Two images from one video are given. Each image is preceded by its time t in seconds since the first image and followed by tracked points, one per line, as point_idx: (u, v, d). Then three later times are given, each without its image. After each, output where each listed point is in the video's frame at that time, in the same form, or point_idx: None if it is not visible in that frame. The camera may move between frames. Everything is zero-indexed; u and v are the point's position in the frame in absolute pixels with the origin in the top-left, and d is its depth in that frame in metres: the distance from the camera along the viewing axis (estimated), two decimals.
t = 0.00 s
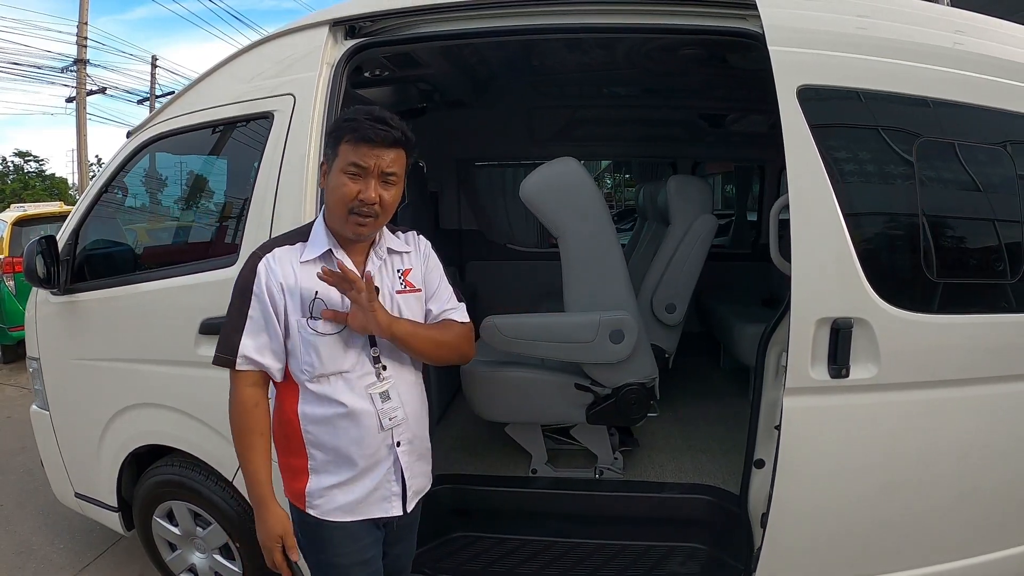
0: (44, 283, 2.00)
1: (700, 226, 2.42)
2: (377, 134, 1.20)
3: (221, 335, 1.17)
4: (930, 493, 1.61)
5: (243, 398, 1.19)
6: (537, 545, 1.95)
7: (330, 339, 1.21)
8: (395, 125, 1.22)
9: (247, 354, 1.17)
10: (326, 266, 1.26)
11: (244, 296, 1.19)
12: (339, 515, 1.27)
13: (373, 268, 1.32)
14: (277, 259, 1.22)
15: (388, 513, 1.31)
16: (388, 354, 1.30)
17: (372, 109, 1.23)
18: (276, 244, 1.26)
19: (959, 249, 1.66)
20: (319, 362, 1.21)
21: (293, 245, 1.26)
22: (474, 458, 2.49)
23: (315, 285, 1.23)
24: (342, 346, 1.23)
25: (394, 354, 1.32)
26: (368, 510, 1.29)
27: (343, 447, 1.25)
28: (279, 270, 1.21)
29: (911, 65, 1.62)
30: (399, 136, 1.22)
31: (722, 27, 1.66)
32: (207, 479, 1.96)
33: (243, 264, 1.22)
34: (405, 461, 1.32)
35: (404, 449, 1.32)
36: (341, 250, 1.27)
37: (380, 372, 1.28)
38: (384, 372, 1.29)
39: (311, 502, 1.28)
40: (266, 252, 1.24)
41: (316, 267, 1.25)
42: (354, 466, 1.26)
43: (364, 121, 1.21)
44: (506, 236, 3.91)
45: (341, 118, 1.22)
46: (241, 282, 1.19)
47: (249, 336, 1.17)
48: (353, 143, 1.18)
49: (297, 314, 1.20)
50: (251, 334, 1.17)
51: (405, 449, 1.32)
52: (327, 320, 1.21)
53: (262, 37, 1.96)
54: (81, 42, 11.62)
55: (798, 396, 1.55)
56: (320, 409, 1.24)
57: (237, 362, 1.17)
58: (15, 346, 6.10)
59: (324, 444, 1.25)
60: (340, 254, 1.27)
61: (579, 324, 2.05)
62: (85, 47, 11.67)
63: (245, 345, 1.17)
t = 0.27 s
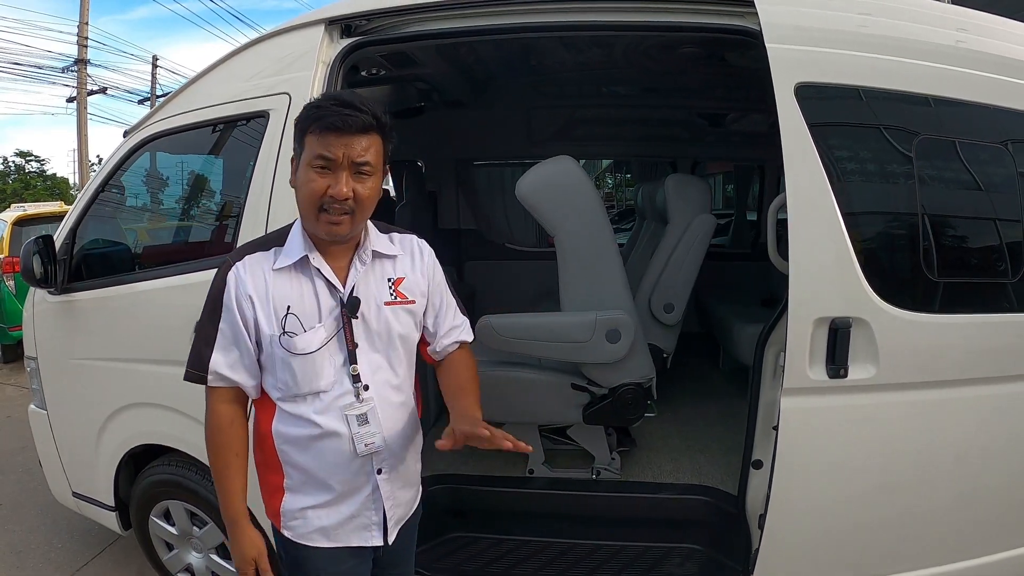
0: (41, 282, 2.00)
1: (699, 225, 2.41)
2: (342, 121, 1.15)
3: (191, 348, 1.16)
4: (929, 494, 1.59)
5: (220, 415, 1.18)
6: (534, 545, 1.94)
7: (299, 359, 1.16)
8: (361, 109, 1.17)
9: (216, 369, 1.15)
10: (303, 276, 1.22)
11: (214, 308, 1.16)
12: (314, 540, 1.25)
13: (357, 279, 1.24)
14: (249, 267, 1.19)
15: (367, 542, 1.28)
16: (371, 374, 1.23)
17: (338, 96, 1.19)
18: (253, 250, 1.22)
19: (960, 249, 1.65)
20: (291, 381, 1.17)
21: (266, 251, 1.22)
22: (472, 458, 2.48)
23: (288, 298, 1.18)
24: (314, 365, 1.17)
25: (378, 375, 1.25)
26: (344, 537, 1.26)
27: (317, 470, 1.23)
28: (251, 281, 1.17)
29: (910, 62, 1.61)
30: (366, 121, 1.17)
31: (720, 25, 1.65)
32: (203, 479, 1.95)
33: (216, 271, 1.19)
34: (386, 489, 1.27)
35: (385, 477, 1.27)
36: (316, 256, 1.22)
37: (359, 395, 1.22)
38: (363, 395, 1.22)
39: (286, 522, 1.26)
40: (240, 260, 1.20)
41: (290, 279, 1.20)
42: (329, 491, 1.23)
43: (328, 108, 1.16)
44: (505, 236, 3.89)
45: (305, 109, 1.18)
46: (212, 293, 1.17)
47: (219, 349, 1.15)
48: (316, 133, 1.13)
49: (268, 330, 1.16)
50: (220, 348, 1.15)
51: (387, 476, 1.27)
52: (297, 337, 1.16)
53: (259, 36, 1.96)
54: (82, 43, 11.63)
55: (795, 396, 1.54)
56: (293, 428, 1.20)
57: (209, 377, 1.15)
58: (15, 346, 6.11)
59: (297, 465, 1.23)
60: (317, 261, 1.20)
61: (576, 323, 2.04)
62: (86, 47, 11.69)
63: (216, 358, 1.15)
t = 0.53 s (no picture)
0: (37, 282, 2.01)
1: (698, 223, 2.39)
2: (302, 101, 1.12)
3: (144, 376, 1.08)
4: (928, 496, 1.58)
5: (164, 447, 1.10)
6: (530, 547, 1.93)
7: (265, 381, 1.08)
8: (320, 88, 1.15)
9: (173, 396, 1.07)
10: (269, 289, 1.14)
11: (169, 330, 1.08)
12: None
13: (328, 289, 1.18)
14: (206, 281, 1.11)
15: None
16: (346, 394, 1.15)
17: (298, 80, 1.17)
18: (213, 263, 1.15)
19: (961, 247, 1.63)
20: (257, 407, 1.09)
21: (225, 263, 1.14)
22: (469, 459, 2.47)
23: (251, 315, 1.10)
24: (282, 387, 1.09)
25: (354, 394, 1.16)
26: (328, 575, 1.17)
27: (291, 504, 1.14)
28: (210, 299, 1.09)
29: (907, 58, 1.60)
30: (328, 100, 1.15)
31: (717, 21, 1.64)
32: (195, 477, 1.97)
33: (170, 290, 1.11)
34: (369, 521, 1.18)
35: (368, 507, 1.18)
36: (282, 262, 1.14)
37: (333, 418, 1.14)
38: (337, 418, 1.14)
39: (265, 561, 1.19)
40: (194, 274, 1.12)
41: (254, 295, 1.12)
42: (307, 525, 1.15)
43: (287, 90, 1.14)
44: (502, 235, 3.87)
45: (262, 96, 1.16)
46: (166, 315, 1.09)
47: (175, 374, 1.07)
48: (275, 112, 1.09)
49: (229, 351, 1.08)
50: (177, 374, 1.07)
51: (369, 506, 1.19)
52: (261, 356, 1.08)
53: (254, 35, 1.95)
54: (82, 43, 11.64)
55: (791, 396, 1.52)
56: (263, 459, 1.13)
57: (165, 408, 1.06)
58: (15, 346, 6.11)
59: (269, 499, 1.14)
60: (283, 270, 1.13)
61: (571, 323, 2.03)
62: (86, 47, 11.71)
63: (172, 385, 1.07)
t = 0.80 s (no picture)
0: (34, 282, 2.03)
1: (695, 222, 2.39)
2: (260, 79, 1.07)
3: (111, 374, 1.05)
4: (926, 497, 1.57)
5: (134, 447, 1.06)
6: (525, 547, 1.92)
7: (231, 374, 1.03)
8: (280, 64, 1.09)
9: (136, 396, 1.03)
10: (236, 280, 1.10)
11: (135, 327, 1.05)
12: None
13: (298, 277, 1.12)
14: (171, 273, 1.07)
15: None
16: (320, 389, 1.11)
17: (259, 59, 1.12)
18: (179, 254, 1.11)
19: (962, 247, 1.62)
20: (225, 403, 1.05)
21: (191, 255, 1.11)
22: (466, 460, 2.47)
23: (217, 307, 1.06)
24: (250, 382, 1.04)
25: (327, 389, 1.12)
26: None
27: (270, 505, 1.12)
28: (174, 291, 1.05)
29: (905, 56, 1.59)
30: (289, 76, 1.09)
31: (711, 19, 1.63)
32: (192, 476, 1.97)
33: (136, 285, 1.08)
34: (351, 522, 1.15)
35: (349, 510, 1.15)
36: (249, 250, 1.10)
37: (304, 415, 1.10)
38: (308, 415, 1.10)
39: (253, 564, 1.18)
40: (161, 265, 1.09)
41: (221, 286, 1.08)
42: (288, 529, 1.13)
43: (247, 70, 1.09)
44: (501, 235, 3.87)
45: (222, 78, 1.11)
46: (132, 311, 1.06)
47: (139, 371, 1.03)
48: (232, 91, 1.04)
49: (195, 346, 1.04)
50: (142, 372, 1.03)
51: (350, 507, 1.15)
52: (228, 349, 1.04)
53: (250, 34, 1.95)
54: (83, 42, 11.68)
55: (786, 397, 1.52)
56: (237, 458, 1.09)
57: (131, 407, 1.03)
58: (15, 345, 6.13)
59: (248, 504, 1.13)
60: (248, 258, 1.09)
61: (565, 323, 2.03)
62: (87, 47, 11.75)
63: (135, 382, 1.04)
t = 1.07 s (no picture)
0: (31, 280, 2.02)
1: (692, 221, 2.39)
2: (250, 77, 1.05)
3: (107, 373, 1.06)
4: (925, 499, 1.56)
5: (144, 447, 1.05)
6: (522, 547, 1.91)
7: (217, 376, 1.01)
8: (271, 61, 1.07)
9: (129, 396, 1.03)
10: (228, 279, 1.09)
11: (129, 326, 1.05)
12: None
13: (289, 276, 1.10)
14: (163, 272, 1.07)
15: None
16: (310, 393, 1.08)
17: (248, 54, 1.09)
18: (173, 253, 1.11)
19: (965, 247, 1.61)
20: (211, 406, 1.02)
21: (185, 253, 1.10)
22: (464, 460, 2.47)
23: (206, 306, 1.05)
24: (236, 384, 1.02)
25: (318, 392, 1.08)
26: None
27: (261, 508, 1.10)
28: (165, 291, 1.05)
29: (905, 54, 1.57)
30: (279, 73, 1.07)
31: (708, 17, 1.62)
32: (189, 475, 1.97)
33: (130, 284, 1.08)
34: (343, 530, 1.12)
35: (340, 515, 1.12)
36: (239, 249, 1.09)
37: (292, 420, 1.06)
38: (297, 420, 1.07)
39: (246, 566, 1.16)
40: (154, 264, 1.09)
41: (213, 286, 1.07)
42: (280, 531, 1.11)
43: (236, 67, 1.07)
44: (500, 235, 3.87)
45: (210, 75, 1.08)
46: (126, 310, 1.06)
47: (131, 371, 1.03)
48: (220, 90, 1.02)
49: (183, 346, 1.02)
50: (133, 372, 1.03)
51: (342, 514, 1.12)
52: (215, 351, 1.02)
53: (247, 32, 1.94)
54: (85, 43, 11.72)
55: (783, 397, 1.51)
56: (228, 461, 1.08)
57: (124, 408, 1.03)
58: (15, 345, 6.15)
59: (241, 505, 1.11)
60: (238, 257, 1.08)
61: (561, 322, 2.02)
62: (89, 48, 11.78)
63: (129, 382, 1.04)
